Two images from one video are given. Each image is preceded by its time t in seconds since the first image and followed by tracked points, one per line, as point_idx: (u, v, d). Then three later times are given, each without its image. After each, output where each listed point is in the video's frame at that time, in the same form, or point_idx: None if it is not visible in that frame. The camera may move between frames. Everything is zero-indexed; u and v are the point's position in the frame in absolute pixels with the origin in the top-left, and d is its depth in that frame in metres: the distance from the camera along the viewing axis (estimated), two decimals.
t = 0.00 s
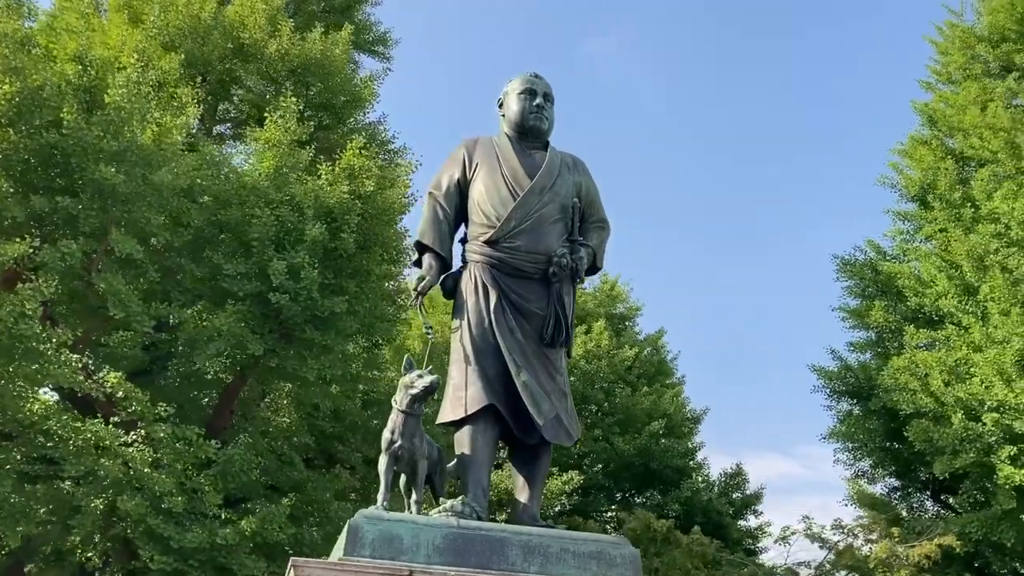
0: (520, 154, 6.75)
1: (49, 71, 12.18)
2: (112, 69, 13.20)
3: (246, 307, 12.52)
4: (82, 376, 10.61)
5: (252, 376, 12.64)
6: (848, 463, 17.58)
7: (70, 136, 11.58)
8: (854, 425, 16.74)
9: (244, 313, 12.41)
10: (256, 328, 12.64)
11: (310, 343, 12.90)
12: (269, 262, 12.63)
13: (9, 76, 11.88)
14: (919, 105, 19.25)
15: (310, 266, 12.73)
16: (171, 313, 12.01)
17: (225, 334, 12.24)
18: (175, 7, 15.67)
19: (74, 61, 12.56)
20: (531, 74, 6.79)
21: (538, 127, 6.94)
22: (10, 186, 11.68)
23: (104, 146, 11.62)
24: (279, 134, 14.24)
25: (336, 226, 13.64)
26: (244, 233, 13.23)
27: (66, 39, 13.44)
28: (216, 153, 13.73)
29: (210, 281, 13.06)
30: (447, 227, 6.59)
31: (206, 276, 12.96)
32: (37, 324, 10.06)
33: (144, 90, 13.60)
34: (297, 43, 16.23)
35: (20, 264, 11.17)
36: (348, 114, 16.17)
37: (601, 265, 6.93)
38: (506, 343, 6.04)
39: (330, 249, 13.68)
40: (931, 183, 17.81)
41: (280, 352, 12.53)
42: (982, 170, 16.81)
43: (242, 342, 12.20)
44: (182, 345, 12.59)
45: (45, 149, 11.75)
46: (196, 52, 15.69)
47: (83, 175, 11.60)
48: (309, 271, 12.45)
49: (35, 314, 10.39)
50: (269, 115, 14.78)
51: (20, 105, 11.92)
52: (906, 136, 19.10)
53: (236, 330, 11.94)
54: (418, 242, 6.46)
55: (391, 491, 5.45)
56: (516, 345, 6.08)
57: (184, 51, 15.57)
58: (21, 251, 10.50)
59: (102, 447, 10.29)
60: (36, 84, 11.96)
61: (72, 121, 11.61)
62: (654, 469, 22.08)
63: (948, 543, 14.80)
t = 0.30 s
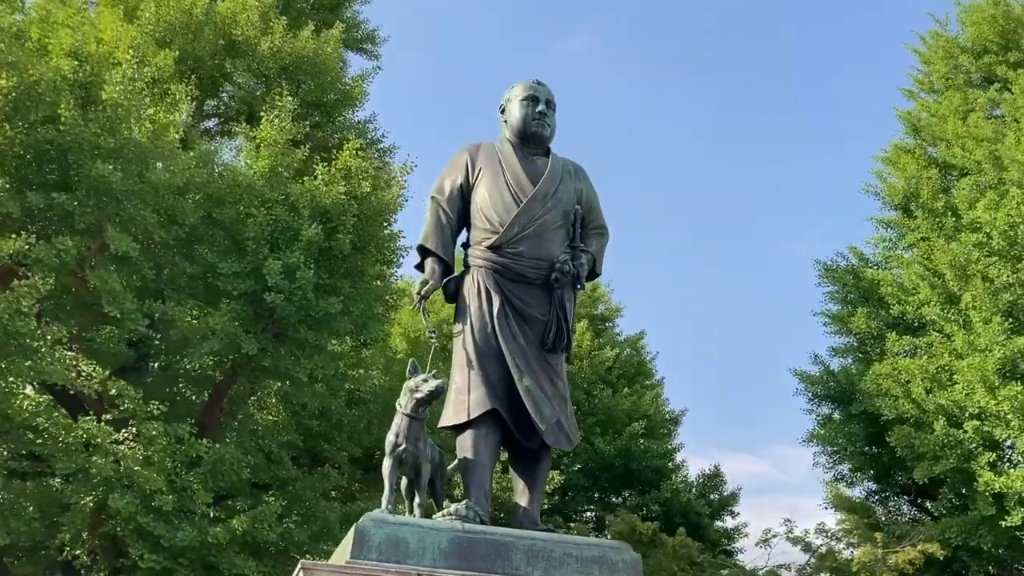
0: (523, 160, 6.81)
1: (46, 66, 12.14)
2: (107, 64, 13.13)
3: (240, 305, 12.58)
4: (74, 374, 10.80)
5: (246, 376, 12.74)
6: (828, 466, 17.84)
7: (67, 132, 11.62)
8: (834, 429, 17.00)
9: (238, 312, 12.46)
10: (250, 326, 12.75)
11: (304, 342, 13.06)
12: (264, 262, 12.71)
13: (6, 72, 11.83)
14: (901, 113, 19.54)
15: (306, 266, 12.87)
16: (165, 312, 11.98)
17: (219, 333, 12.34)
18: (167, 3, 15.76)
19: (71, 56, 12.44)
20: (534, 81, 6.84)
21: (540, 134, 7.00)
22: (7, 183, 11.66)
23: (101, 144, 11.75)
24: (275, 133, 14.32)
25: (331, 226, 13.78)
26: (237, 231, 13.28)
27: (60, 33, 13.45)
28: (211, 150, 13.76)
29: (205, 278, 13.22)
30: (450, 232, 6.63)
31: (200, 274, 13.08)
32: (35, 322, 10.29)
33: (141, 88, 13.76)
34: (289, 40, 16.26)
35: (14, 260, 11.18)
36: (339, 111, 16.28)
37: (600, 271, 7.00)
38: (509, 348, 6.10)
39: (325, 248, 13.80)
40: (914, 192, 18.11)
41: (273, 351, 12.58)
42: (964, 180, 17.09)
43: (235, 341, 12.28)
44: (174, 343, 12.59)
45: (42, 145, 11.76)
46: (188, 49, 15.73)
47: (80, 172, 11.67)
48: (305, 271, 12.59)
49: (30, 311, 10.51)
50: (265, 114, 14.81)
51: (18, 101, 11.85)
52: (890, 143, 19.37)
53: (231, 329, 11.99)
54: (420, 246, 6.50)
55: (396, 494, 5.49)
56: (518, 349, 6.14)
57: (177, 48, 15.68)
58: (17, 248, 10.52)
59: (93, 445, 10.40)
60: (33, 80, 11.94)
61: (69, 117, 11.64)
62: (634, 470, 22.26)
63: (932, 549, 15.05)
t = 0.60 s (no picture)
0: (524, 163, 6.85)
1: (42, 61, 12.18)
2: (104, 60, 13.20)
3: (235, 304, 12.62)
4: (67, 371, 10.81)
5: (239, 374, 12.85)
6: (808, 468, 18.10)
7: (64, 127, 11.64)
8: (815, 432, 17.23)
9: (232, 310, 12.50)
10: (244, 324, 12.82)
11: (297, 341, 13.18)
12: (259, 260, 12.86)
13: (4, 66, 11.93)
14: (884, 120, 19.81)
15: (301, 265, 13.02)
16: (159, 310, 12.03)
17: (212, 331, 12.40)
18: None
19: (67, 51, 12.52)
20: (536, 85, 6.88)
21: (541, 137, 7.04)
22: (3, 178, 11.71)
23: (99, 140, 11.84)
24: (270, 132, 14.41)
25: (326, 225, 14.10)
26: (231, 230, 13.35)
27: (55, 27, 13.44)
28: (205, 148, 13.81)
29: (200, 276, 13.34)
30: (451, 234, 6.67)
31: (196, 271, 13.21)
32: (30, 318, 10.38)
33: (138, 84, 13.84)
34: (279, 38, 16.29)
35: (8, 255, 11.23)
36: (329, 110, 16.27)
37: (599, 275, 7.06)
38: (511, 350, 6.15)
39: (320, 247, 14.15)
40: (898, 199, 18.39)
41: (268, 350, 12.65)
42: (946, 187, 17.37)
43: (228, 339, 12.32)
44: (166, 342, 12.60)
45: (38, 140, 11.79)
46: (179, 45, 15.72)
47: (75, 168, 11.71)
48: (300, 270, 12.73)
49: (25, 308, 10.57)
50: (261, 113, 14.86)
51: (14, 94, 11.94)
52: (873, 150, 19.63)
53: (226, 327, 12.04)
54: (422, 248, 6.53)
55: (400, 495, 5.53)
56: (520, 352, 6.19)
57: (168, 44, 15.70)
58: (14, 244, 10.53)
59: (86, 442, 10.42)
60: (30, 74, 12.01)
61: (66, 112, 11.68)
62: (615, 471, 22.41)
63: (915, 552, 15.31)
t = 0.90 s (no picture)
0: (526, 167, 6.90)
1: (39, 55, 12.19)
2: (99, 54, 13.23)
3: (229, 302, 12.69)
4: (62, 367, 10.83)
5: (232, 372, 12.93)
6: (788, 471, 18.34)
7: (62, 123, 11.63)
8: (796, 435, 17.48)
9: (226, 308, 12.56)
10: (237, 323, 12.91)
11: (290, 340, 13.31)
12: (254, 260, 12.97)
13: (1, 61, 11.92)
14: (868, 127, 20.09)
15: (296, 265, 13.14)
16: (151, 309, 11.99)
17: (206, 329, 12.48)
18: None
19: (63, 45, 12.46)
20: (539, 89, 6.93)
21: (542, 141, 7.09)
22: None
23: (96, 137, 11.83)
24: (266, 131, 14.51)
25: (322, 224, 14.31)
26: (227, 229, 13.41)
27: (50, 21, 13.42)
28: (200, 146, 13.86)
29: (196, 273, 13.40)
30: (454, 235, 6.69)
31: (192, 269, 13.27)
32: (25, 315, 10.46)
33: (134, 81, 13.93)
34: (272, 34, 16.36)
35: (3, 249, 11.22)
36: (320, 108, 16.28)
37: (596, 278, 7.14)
38: (514, 353, 6.20)
39: (315, 247, 14.31)
40: (881, 206, 18.66)
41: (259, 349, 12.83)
42: (929, 194, 17.63)
43: (222, 337, 12.42)
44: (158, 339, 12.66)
45: (35, 136, 11.75)
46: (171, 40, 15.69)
47: (72, 165, 11.68)
48: (295, 270, 12.85)
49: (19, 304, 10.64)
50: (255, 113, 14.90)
51: (11, 90, 11.90)
52: (856, 156, 19.90)
53: (221, 326, 12.12)
54: (425, 250, 6.56)
55: (404, 496, 5.58)
56: (522, 354, 6.25)
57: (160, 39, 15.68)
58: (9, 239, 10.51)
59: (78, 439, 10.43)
60: (27, 69, 12.00)
61: (65, 109, 11.68)
62: (596, 471, 22.56)
63: (900, 551, 15.48)
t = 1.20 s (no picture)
0: (530, 170, 6.92)
1: (36, 48, 11.94)
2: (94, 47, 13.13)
3: (223, 299, 12.79)
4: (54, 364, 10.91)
5: (223, 368, 13.02)
6: (768, 473, 18.54)
7: (61, 118, 11.52)
8: (777, 437, 17.69)
9: (220, 306, 12.64)
10: (230, 321, 13.08)
11: (282, 338, 13.43)
12: (250, 258, 13.09)
13: None
14: (852, 132, 20.35)
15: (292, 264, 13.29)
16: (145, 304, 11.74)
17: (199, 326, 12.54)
18: None
19: (59, 40, 12.27)
20: (543, 93, 6.93)
21: (545, 144, 7.11)
22: None
23: (94, 132, 11.74)
24: (262, 128, 14.59)
25: (318, 224, 14.53)
26: (222, 226, 13.53)
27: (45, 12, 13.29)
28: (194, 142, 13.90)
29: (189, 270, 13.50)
30: (457, 237, 6.70)
31: (186, 266, 13.41)
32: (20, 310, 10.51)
33: (130, 75, 13.94)
34: (264, 31, 16.40)
35: None
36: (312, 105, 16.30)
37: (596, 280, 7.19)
38: (518, 355, 6.23)
39: (310, 245, 14.49)
40: (865, 211, 18.89)
41: (253, 347, 13.01)
42: (914, 201, 17.84)
43: (215, 334, 12.47)
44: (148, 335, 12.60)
45: (33, 131, 11.61)
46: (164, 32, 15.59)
47: (69, 161, 11.60)
48: (291, 269, 12.99)
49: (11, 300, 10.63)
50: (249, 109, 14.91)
51: (8, 83, 11.69)
52: (840, 161, 20.15)
53: (215, 324, 12.18)
54: (429, 251, 6.56)
55: (410, 497, 5.58)
56: (526, 356, 6.28)
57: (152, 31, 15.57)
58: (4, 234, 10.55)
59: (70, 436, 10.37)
60: (24, 62, 11.79)
61: (63, 103, 11.57)
62: (577, 470, 22.67)
63: (879, 557, 15.80)
